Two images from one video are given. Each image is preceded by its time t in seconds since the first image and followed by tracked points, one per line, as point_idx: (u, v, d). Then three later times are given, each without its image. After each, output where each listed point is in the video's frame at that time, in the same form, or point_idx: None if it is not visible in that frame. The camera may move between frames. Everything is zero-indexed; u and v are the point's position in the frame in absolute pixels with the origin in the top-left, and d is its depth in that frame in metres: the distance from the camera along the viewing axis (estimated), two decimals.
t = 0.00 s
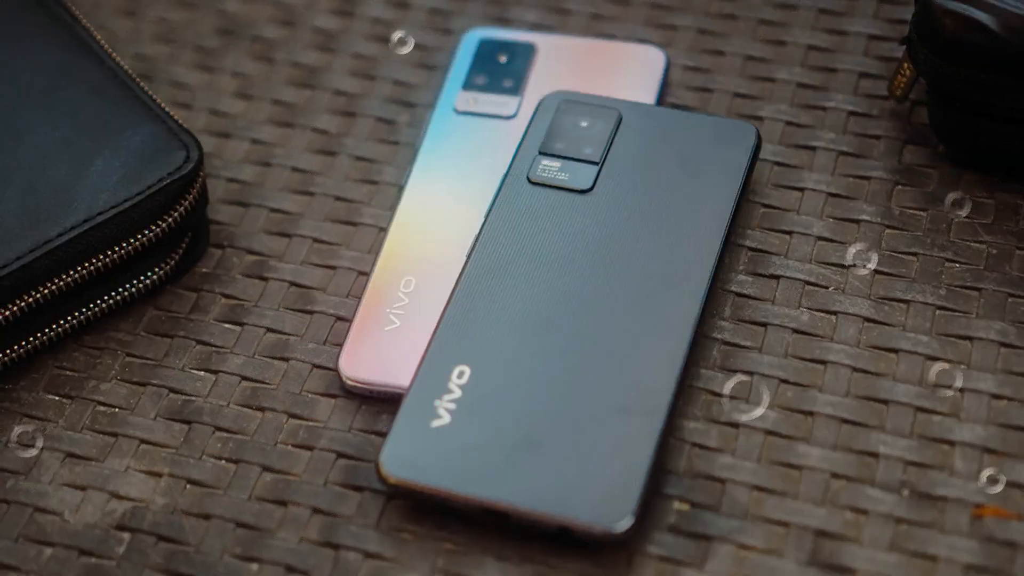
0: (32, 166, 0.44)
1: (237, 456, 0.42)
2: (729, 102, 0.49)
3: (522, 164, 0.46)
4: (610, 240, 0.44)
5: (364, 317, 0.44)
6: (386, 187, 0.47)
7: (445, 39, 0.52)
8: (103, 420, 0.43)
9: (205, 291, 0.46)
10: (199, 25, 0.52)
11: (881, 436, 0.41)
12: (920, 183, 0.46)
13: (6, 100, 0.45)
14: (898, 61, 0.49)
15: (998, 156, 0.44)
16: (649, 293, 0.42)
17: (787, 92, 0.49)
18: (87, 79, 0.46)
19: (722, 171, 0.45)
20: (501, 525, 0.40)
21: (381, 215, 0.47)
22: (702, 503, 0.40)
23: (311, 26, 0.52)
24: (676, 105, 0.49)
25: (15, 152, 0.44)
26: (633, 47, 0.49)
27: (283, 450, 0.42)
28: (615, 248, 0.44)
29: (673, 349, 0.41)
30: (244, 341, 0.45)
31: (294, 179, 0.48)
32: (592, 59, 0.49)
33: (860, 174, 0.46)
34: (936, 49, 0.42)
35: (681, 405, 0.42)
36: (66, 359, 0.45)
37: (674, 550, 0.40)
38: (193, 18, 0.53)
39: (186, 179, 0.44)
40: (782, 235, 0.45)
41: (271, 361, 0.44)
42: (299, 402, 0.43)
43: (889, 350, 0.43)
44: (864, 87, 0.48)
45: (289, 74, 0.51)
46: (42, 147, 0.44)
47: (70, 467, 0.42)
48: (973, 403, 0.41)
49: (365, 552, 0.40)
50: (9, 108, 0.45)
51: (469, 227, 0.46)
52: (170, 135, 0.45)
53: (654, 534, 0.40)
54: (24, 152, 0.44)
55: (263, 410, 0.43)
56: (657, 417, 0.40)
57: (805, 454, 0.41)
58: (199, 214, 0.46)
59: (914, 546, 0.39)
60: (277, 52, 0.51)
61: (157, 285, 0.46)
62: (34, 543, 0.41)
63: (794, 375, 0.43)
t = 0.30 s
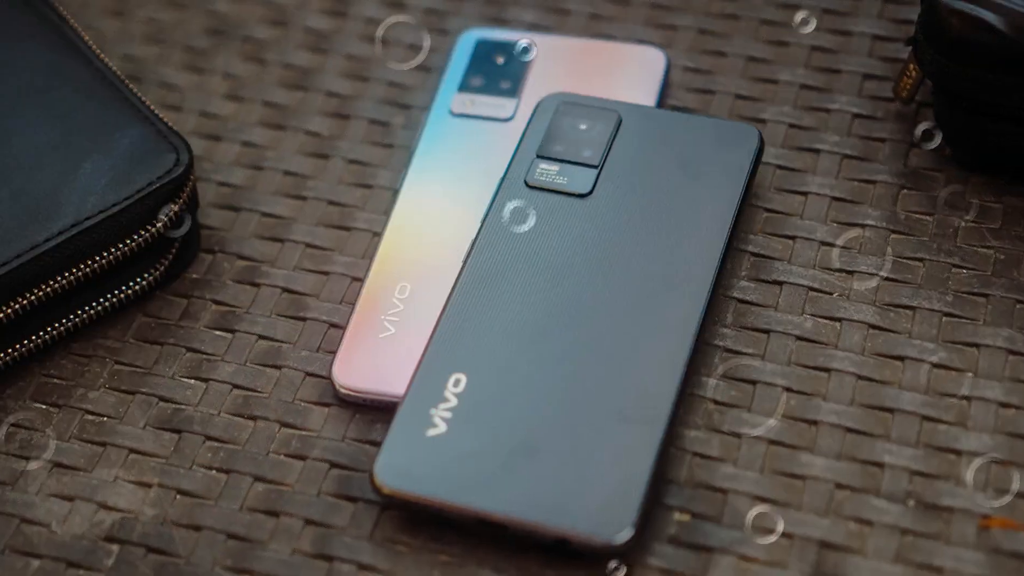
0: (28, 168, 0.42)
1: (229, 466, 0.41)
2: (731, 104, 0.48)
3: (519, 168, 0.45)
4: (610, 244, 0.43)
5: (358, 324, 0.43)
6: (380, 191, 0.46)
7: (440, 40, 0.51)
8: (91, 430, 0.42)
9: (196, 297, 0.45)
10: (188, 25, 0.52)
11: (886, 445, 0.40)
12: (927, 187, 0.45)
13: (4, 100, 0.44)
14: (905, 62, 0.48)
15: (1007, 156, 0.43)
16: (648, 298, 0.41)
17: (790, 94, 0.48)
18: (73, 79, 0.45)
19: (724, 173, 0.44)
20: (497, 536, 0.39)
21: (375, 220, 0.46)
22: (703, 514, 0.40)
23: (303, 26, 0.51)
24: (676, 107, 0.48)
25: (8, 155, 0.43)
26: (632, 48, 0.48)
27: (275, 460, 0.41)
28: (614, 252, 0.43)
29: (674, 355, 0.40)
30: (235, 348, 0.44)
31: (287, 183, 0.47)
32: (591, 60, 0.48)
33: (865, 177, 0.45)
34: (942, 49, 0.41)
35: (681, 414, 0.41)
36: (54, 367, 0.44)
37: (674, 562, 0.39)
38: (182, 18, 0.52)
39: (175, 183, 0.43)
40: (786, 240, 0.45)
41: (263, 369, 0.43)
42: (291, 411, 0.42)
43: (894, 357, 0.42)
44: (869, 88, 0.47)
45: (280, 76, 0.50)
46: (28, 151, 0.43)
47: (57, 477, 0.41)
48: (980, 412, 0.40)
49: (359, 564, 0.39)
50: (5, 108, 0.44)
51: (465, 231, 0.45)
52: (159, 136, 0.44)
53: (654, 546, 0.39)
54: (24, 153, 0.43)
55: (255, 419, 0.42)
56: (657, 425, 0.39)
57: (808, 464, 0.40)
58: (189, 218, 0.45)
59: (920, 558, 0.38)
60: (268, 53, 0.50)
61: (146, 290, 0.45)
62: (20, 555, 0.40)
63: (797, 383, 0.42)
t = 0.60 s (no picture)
0: (20, 171, 0.41)
1: (219, 477, 0.40)
2: (733, 107, 0.47)
3: (516, 172, 0.44)
4: (608, 249, 0.42)
5: (352, 331, 0.42)
6: (374, 195, 0.45)
7: (435, 41, 0.50)
8: (78, 439, 0.41)
9: (186, 304, 0.44)
10: (178, 26, 0.51)
11: (891, 455, 0.39)
12: (933, 191, 0.44)
13: (4, 100, 0.43)
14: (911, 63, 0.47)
15: (1012, 157, 0.42)
16: (648, 304, 0.41)
17: (793, 96, 0.47)
18: (60, 79, 0.44)
19: (726, 177, 0.43)
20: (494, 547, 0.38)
21: (369, 224, 0.45)
22: (704, 526, 0.39)
23: (295, 27, 0.50)
24: (677, 110, 0.47)
25: (4, 156, 0.42)
26: (631, 49, 0.47)
27: (267, 470, 0.40)
28: (613, 258, 0.42)
29: (675, 363, 0.39)
30: (226, 356, 0.43)
31: (279, 187, 0.46)
32: (589, 61, 0.47)
33: (870, 181, 0.44)
34: (949, 50, 0.40)
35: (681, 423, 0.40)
36: (40, 375, 0.43)
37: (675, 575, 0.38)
38: (172, 18, 0.51)
39: (165, 187, 0.42)
40: (789, 246, 0.44)
41: (254, 378, 0.42)
42: (283, 420, 0.41)
43: (900, 366, 0.41)
44: (874, 90, 0.46)
45: (272, 77, 0.49)
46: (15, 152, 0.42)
47: (43, 488, 0.40)
48: (988, 421, 0.39)
49: None
50: (4, 107, 0.43)
51: (461, 237, 0.44)
52: (149, 139, 0.43)
53: (655, 558, 0.38)
54: (23, 153, 0.42)
55: (246, 429, 0.41)
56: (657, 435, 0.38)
57: (812, 474, 0.39)
58: (181, 222, 0.44)
59: (926, 571, 0.37)
60: (259, 54, 0.49)
61: (134, 297, 0.44)
62: (4, 568, 0.39)
63: (801, 392, 0.41)
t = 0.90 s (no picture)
0: (20, 173, 0.41)
1: (210, 488, 0.39)
2: (735, 109, 0.46)
3: (513, 176, 0.43)
4: (607, 254, 0.41)
5: (345, 339, 0.41)
6: (368, 199, 0.44)
7: (431, 41, 0.49)
8: (65, 450, 0.40)
9: (176, 311, 0.43)
10: (167, 26, 0.50)
11: (897, 466, 0.38)
12: (940, 195, 0.43)
13: (3, 100, 0.42)
14: (917, 65, 0.46)
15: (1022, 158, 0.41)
16: (648, 309, 0.40)
17: (797, 98, 0.46)
18: (46, 81, 0.43)
19: (729, 181, 0.42)
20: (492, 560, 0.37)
21: (363, 229, 0.44)
22: (706, 539, 0.38)
23: (286, 27, 0.49)
24: (678, 112, 0.46)
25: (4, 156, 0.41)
26: (631, 50, 0.46)
27: (258, 481, 0.39)
28: (611, 263, 0.41)
29: (676, 369, 0.38)
30: (216, 364, 0.42)
31: (270, 192, 0.45)
32: (588, 62, 0.46)
33: (876, 185, 0.43)
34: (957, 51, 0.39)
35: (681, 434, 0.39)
36: (26, 384, 0.42)
37: None
38: (161, 19, 0.50)
39: (154, 191, 0.41)
40: (792, 251, 0.43)
41: (245, 387, 0.41)
42: (275, 430, 0.40)
43: (906, 374, 0.40)
44: (880, 92, 0.45)
45: (263, 79, 0.48)
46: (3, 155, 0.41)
47: (29, 500, 0.39)
48: (997, 431, 0.38)
49: None
50: (4, 107, 0.42)
51: (457, 243, 0.43)
52: (138, 142, 0.42)
53: (655, 572, 0.37)
54: (22, 153, 0.41)
55: (237, 439, 0.40)
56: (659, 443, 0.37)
57: (816, 486, 0.38)
58: (170, 228, 0.43)
59: None
60: (250, 55, 0.48)
61: (122, 304, 0.42)
62: None
63: (806, 401, 0.40)
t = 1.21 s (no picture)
0: (22, 174, 0.40)
1: (198, 500, 0.38)
2: (738, 112, 0.45)
3: (510, 180, 0.42)
4: (605, 258, 0.40)
5: (337, 348, 0.40)
6: (362, 205, 0.43)
7: (426, 43, 0.48)
8: (49, 461, 0.39)
9: (164, 319, 0.42)
10: (155, 28, 0.48)
11: (904, 478, 0.37)
12: (948, 201, 0.42)
13: (4, 100, 0.41)
14: (924, 66, 0.44)
15: None
16: (648, 314, 0.39)
17: (801, 101, 0.45)
18: (31, 83, 0.42)
19: (731, 185, 0.41)
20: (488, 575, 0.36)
21: (356, 235, 0.43)
22: (708, 553, 0.37)
23: (277, 28, 0.48)
24: (679, 115, 0.45)
25: (4, 157, 0.40)
26: (630, 51, 0.45)
27: (248, 494, 0.38)
28: (609, 269, 0.40)
29: (678, 376, 0.37)
30: (205, 374, 0.41)
31: (261, 197, 0.44)
32: (587, 64, 0.45)
33: (882, 191, 0.42)
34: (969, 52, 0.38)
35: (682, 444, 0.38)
36: (11, 393, 0.41)
37: None
38: (148, 19, 0.49)
39: (141, 197, 0.40)
40: (796, 258, 0.41)
41: (235, 397, 0.40)
42: (265, 442, 0.39)
43: (914, 385, 0.39)
44: (886, 94, 0.44)
45: (254, 82, 0.47)
46: None
47: (12, 514, 0.38)
48: (1007, 442, 0.37)
49: None
50: (4, 107, 0.41)
51: (453, 248, 0.42)
52: (125, 146, 0.41)
53: None
54: (23, 153, 0.40)
55: (226, 450, 0.39)
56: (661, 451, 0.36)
57: (821, 498, 0.37)
58: (158, 234, 0.42)
59: None
60: (240, 57, 0.47)
61: (109, 312, 0.41)
62: None
63: (810, 412, 0.39)
